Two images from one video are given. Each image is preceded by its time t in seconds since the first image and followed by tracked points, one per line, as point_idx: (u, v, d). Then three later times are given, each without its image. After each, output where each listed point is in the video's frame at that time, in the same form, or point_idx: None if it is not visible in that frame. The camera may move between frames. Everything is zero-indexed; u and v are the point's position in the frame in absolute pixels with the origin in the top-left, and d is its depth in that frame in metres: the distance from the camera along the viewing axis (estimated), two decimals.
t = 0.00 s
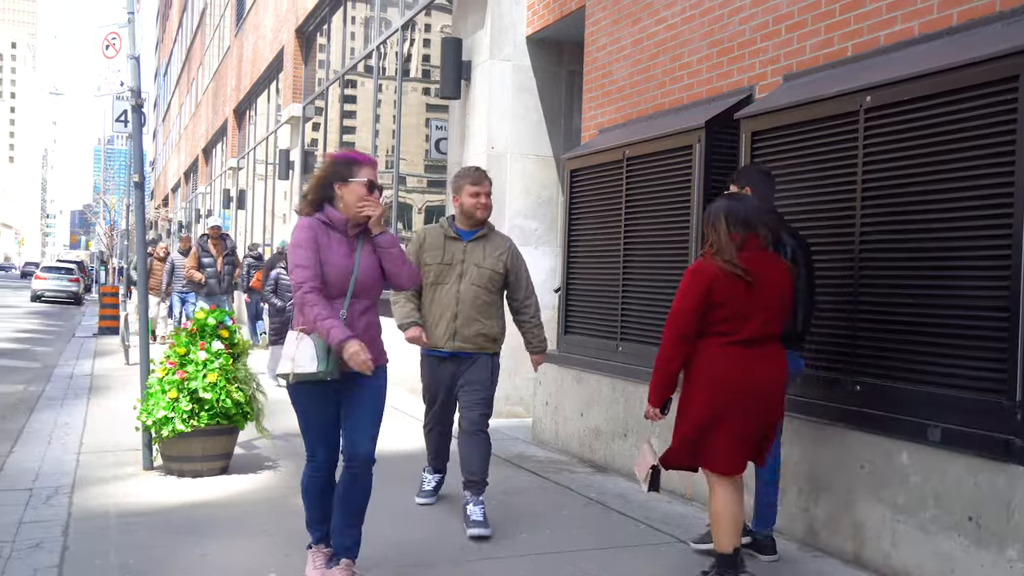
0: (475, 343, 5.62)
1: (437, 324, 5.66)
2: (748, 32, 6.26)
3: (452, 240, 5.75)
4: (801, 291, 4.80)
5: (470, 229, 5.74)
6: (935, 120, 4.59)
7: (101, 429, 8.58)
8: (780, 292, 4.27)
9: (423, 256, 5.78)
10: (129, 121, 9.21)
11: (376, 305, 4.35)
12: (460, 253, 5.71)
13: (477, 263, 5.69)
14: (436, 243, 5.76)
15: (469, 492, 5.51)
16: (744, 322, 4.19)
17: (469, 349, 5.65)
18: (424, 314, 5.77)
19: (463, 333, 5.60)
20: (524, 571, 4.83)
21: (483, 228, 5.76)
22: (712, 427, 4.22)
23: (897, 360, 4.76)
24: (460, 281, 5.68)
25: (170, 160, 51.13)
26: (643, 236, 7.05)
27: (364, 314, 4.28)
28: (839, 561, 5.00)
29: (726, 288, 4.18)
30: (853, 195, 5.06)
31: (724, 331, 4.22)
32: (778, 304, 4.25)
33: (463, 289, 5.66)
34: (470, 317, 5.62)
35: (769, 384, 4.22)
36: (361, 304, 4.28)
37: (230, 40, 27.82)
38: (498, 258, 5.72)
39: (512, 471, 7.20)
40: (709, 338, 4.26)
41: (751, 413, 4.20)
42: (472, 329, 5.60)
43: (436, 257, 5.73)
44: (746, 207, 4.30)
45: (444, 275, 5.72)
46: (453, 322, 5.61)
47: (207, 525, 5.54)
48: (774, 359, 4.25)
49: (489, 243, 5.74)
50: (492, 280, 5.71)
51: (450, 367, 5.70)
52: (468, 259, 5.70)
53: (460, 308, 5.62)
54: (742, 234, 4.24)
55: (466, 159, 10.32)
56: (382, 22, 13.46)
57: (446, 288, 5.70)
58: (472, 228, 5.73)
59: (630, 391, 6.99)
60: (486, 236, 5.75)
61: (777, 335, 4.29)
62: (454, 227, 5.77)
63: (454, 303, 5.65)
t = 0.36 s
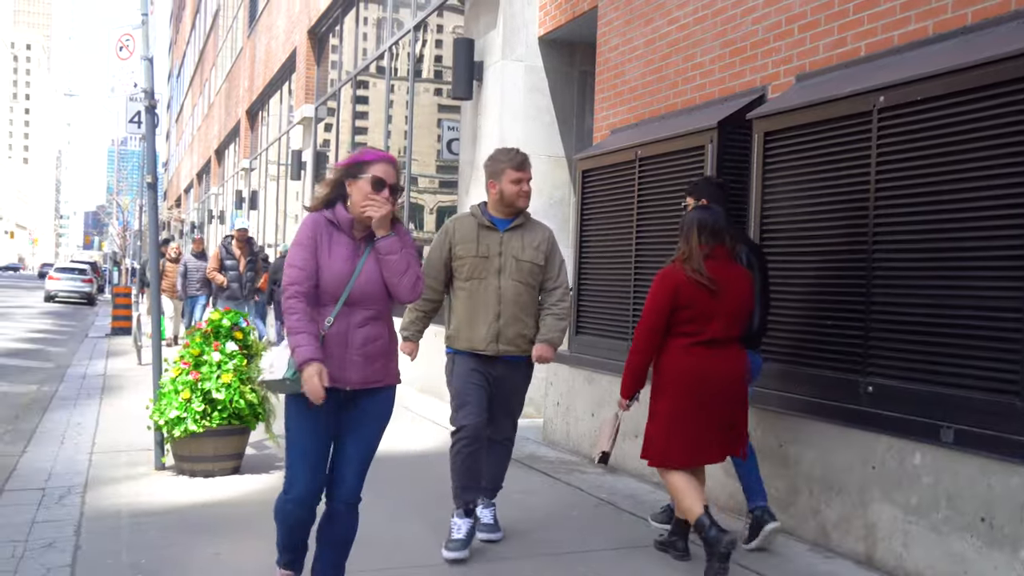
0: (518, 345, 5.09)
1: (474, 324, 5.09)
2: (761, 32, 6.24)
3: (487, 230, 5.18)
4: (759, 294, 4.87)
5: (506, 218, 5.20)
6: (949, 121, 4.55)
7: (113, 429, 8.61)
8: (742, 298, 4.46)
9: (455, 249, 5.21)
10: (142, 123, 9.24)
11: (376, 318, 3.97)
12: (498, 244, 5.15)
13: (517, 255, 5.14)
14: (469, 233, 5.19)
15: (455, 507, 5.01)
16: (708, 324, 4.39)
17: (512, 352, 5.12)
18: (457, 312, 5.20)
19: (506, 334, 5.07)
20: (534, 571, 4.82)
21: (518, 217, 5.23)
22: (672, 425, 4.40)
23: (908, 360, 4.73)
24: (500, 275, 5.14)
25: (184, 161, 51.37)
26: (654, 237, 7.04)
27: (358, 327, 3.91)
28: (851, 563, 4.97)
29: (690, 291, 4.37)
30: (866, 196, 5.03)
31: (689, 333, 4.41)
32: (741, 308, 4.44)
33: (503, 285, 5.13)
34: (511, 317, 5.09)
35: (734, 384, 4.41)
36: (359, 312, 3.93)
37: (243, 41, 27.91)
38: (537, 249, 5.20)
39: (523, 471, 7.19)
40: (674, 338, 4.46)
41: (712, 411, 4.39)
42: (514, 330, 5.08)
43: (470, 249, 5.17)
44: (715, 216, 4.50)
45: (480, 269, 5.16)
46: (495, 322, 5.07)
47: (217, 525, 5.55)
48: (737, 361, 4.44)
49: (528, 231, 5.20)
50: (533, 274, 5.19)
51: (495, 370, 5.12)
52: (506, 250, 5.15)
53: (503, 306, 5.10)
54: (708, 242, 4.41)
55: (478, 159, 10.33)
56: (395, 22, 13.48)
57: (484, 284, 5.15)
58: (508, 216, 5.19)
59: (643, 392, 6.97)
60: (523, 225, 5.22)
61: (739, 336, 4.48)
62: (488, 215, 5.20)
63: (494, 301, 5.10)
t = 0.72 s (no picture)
0: (549, 358, 4.58)
1: (501, 337, 4.55)
2: (765, 32, 6.23)
3: (509, 231, 4.64)
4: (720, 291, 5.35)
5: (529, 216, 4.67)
6: (954, 121, 4.54)
7: (117, 429, 8.63)
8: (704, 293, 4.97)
9: (474, 254, 4.65)
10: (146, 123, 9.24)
11: (395, 335, 3.48)
12: (523, 246, 4.59)
13: (546, 258, 4.60)
14: (489, 235, 4.64)
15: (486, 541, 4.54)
16: (671, 316, 4.90)
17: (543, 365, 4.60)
18: (477, 324, 4.65)
19: (536, 346, 4.54)
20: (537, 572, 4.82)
21: (541, 214, 4.69)
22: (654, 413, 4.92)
23: (912, 361, 4.74)
24: (526, 282, 4.59)
25: (187, 161, 51.45)
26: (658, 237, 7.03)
27: (371, 347, 3.43)
28: (855, 563, 4.96)
29: (656, 287, 4.88)
30: (869, 195, 5.03)
31: (655, 328, 4.92)
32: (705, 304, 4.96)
33: (532, 293, 4.57)
34: (541, 327, 4.56)
35: (699, 372, 4.94)
36: (373, 327, 3.44)
37: (248, 42, 27.92)
38: (566, 250, 4.65)
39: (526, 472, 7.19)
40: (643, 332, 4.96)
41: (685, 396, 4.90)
42: (545, 342, 4.55)
43: (492, 254, 4.60)
44: (671, 222, 4.98)
45: (504, 275, 4.60)
46: (523, 334, 4.54)
47: (221, 525, 5.56)
48: (698, 351, 4.97)
49: (554, 230, 4.66)
50: (563, 278, 4.65)
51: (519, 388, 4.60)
52: (533, 253, 4.60)
53: (531, 316, 4.56)
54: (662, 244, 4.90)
55: (481, 160, 10.33)
56: (398, 23, 13.48)
57: (510, 292, 4.59)
58: (531, 215, 4.67)
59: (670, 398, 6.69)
60: (547, 223, 4.68)
61: (700, 328, 5.00)
62: (508, 214, 4.67)
63: (522, 311, 4.56)
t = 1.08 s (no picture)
0: (599, 380, 4.03)
1: (543, 351, 4.05)
2: (766, 32, 6.23)
3: (557, 232, 4.21)
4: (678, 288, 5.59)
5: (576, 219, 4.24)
6: (955, 121, 4.55)
7: (119, 429, 8.63)
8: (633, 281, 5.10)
9: (518, 256, 4.18)
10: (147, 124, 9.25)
11: (438, 329, 2.96)
12: (572, 250, 4.16)
13: (596, 266, 4.15)
14: (534, 236, 4.20)
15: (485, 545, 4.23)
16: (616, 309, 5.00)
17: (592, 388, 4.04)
18: (516, 339, 4.14)
19: (582, 366, 4.02)
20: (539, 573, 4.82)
21: (594, 214, 4.27)
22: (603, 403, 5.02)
23: (913, 360, 4.76)
24: (575, 291, 4.12)
25: (188, 161, 51.50)
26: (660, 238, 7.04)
27: (416, 343, 2.90)
28: (856, 564, 4.96)
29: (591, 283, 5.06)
30: (871, 194, 5.03)
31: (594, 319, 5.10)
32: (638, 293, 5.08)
33: (580, 303, 4.10)
34: (590, 344, 4.07)
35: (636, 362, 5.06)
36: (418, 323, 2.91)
37: (248, 42, 27.93)
38: (620, 258, 4.21)
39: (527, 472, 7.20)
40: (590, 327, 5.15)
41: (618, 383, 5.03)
42: (592, 360, 4.04)
43: (539, 257, 4.15)
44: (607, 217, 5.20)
45: (551, 282, 4.13)
46: (567, 351, 4.05)
47: (223, 525, 5.56)
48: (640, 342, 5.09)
49: (607, 234, 4.24)
50: (614, 290, 4.18)
51: (552, 409, 4.03)
52: (583, 258, 4.17)
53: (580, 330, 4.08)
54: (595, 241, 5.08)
55: (482, 160, 10.34)
56: (399, 23, 13.49)
57: (556, 301, 4.11)
58: (581, 218, 4.25)
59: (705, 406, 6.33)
60: (601, 225, 4.26)
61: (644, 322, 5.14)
62: (558, 215, 4.24)
63: (567, 323, 4.09)
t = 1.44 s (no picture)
0: (686, 389, 3.55)
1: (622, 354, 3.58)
2: (771, 32, 6.22)
3: (632, 218, 3.71)
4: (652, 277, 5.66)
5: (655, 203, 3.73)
6: (961, 121, 4.53)
7: (124, 429, 8.64)
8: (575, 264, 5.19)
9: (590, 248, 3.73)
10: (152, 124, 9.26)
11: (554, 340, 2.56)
12: (651, 239, 3.66)
13: (680, 255, 3.63)
14: (607, 224, 3.72)
15: None
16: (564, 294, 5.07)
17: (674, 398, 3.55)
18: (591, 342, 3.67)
19: (671, 373, 3.51)
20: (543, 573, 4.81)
21: (672, 196, 3.75)
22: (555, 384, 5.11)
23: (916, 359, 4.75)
24: (659, 286, 3.62)
25: (193, 162, 51.60)
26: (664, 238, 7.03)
27: (534, 357, 2.49)
28: (860, 564, 4.95)
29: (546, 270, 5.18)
30: (875, 193, 5.02)
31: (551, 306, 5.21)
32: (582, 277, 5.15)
33: (666, 299, 3.60)
34: (679, 348, 3.58)
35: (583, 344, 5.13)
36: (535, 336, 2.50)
37: (253, 43, 27.95)
38: (705, 244, 3.66)
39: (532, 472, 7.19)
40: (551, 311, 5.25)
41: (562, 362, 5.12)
42: (682, 366, 3.54)
43: (614, 248, 3.67)
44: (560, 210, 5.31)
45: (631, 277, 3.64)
46: (658, 354, 3.55)
47: (227, 525, 5.56)
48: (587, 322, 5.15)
49: (689, 217, 3.71)
50: (701, 282, 3.66)
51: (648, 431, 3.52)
52: (664, 247, 3.65)
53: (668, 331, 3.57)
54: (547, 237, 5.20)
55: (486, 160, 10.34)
56: (403, 23, 13.49)
57: (638, 298, 3.61)
58: (658, 201, 3.72)
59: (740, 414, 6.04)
60: (681, 208, 3.73)
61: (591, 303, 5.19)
62: (634, 199, 3.72)
63: (655, 321, 3.58)
